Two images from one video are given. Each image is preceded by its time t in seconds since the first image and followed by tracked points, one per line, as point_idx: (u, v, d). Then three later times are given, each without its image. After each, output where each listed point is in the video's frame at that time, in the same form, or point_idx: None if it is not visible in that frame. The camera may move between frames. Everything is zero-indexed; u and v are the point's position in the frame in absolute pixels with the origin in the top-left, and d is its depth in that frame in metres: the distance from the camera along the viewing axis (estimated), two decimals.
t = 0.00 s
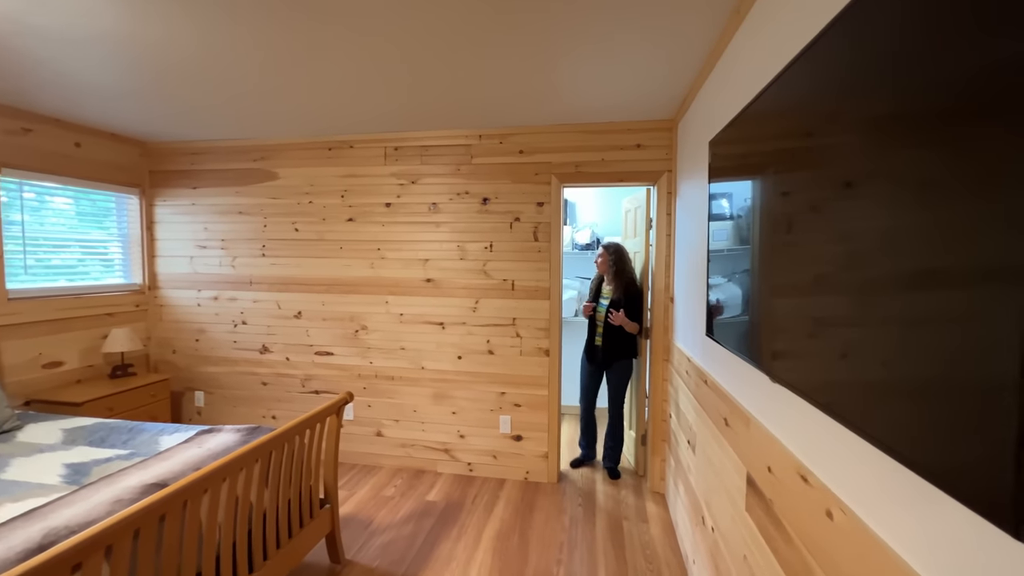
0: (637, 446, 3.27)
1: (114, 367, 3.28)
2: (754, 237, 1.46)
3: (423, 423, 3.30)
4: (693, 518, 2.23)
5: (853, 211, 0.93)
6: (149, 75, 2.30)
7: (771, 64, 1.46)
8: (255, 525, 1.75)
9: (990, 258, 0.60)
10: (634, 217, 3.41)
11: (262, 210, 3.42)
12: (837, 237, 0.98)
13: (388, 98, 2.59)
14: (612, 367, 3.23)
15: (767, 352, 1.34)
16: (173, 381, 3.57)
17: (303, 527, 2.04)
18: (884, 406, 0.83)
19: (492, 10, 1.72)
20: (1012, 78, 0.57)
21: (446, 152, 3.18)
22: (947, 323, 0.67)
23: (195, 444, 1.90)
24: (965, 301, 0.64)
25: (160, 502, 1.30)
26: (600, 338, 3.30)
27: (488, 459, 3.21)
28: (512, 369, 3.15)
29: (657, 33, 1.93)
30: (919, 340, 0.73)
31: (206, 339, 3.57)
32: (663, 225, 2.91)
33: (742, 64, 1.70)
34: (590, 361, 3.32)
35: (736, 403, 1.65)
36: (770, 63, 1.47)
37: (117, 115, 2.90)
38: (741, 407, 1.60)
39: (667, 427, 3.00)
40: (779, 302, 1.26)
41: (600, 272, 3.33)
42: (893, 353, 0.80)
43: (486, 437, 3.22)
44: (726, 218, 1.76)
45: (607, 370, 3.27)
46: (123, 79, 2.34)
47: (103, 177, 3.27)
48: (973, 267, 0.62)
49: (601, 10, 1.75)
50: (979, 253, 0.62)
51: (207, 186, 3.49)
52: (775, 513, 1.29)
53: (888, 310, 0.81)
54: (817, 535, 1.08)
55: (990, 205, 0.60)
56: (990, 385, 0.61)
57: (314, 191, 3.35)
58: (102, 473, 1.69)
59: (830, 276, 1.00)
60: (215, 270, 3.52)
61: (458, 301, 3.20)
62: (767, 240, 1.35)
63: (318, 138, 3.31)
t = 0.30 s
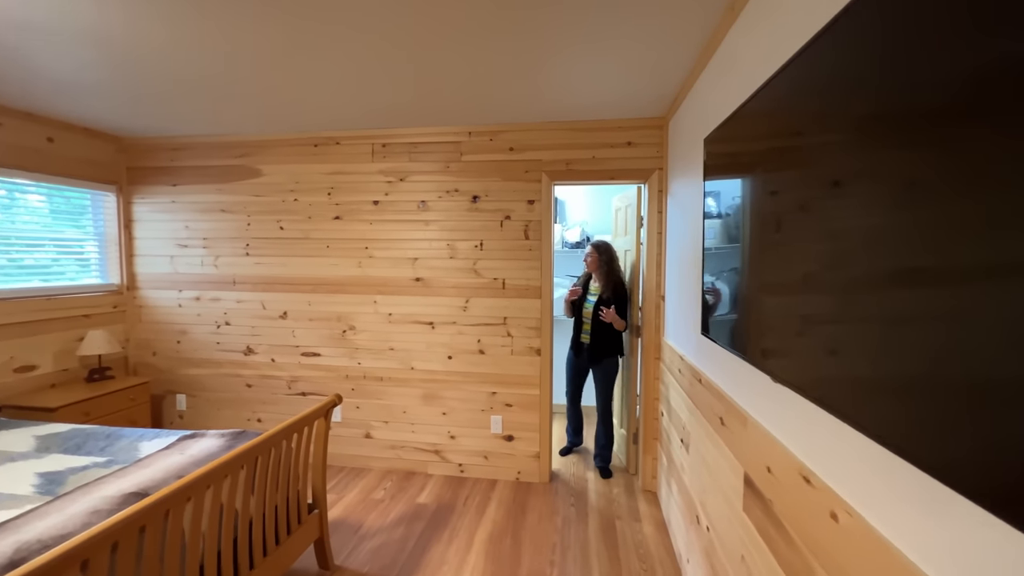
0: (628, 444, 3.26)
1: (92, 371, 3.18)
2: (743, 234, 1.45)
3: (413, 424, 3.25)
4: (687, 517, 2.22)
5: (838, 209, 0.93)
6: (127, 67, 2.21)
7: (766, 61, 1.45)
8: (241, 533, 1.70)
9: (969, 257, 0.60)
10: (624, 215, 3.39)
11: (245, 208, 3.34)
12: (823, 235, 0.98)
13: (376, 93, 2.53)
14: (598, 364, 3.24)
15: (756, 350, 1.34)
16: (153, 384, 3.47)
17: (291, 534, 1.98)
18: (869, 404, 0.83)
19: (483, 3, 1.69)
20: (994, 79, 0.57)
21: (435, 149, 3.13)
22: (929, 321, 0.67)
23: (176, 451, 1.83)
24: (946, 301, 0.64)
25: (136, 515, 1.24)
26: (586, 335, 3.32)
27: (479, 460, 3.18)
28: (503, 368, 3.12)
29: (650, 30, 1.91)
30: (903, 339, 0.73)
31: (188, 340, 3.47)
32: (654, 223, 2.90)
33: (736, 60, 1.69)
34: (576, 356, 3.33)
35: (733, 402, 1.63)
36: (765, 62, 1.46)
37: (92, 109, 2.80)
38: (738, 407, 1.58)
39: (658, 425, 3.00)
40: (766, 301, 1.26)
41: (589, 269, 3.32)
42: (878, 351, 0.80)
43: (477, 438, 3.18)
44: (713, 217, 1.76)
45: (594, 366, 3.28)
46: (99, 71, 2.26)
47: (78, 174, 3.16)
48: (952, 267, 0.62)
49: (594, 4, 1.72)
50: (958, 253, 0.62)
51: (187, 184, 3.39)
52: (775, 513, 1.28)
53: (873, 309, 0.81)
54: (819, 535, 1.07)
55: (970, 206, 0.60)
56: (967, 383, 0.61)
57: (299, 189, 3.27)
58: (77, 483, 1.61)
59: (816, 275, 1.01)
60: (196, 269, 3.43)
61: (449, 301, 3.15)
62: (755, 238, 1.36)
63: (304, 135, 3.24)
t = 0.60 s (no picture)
0: (624, 444, 3.24)
1: (69, 375, 3.06)
2: (737, 232, 1.50)
3: (405, 426, 3.19)
4: (686, 517, 2.20)
5: (832, 209, 0.98)
6: (105, 57, 2.12)
7: (770, 57, 1.43)
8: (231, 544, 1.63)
9: (955, 255, 0.66)
10: (618, 213, 3.37)
11: (230, 206, 3.24)
12: (817, 234, 1.04)
13: (365, 87, 2.47)
14: (588, 361, 3.26)
15: (749, 346, 1.41)
16: (135, 389, 3.35)
17: (282, 543, 1.91)
18: (864, 394, 0.89)
19: None
20: (976, 88, 0.62)
21: (426, 146, 3.07)
22: (919, 315, 0.73)
23: (160, 459, 1.76)
24: (937, 295, 0.70)
25: (113, 535, 1.17)
26: (576, 332, 3.30)
27: (473, 462, 3.13)
28: (497, 369, 3.08)
29: (648, 25, 1.89)
30: (895, 333, 0.79)
31: (171, 343, 3.37)
32: (649, 221, 2.88)
33: (738, 57, 1.66)
34: (565, 353, 3.31)
35: (735, 402, 1.61)
36: (768, 60, 1.44)
37: (67, 102, 2.69)
38: (742, 408, 1.55)
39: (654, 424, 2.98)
40: (759, 299, 1.33)
41: (578, 267, 3.32)
42: (873, 346, 0.85)
43: (471, 440, 3.13)
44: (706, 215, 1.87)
45: (581, 362, 3.29)
46: (72, 60, 2.16)
47: (53, 171, 3.03)
48: (940, 265, 0.68)
49: None
50: (945, 252, 0.68)
51: (169, 181, 3.28)
52: (786, 518, 1.24)
53: (865, 306, 0.87)
54: (832, 537, 1.05)
55: (957, 208, 0.66)
56: (951, 372, 0.68)
57: (287, 187, 3.19)
58: (54, 496, 1.53)
59: (811, 272, 1.06)
60: (179, 270, 3.32)
61: (441, 301, 3.10)
62: (750, 236, 1.41)
63: (291, 131, 3.15)
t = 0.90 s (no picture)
0: (621, 443, 3.21)
1: (51, 380, 2.96)
2: (732, 225, 1.56)
3: (399, 428, 3.14)
4: (687, 517, 2.17)
5: (835, 205, 1.01)
6: (87, 49, 2.04)
7: (773, 53, 1.41)
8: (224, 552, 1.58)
9: (956, 254, 0.70)
10: (613, 211, 3.35)
11: (218, 204, 3.16)
12: (818, 230, 1.07)
13: (358, 83, 2.41)
14: (581, 360, 3.25)
15: (743, 342, 1.48)
16: (120, 393, 3.26)
17: (275, 551, 1.86)
18: (866, 387, 0.92)
19: None
20: (984, 89, 0.65)
21: (420, 143, 3.01)
22: (920, 312, 0.77)
23: (148, 467, 1.69)
24: (942, 292, 0.73)
25: (99, 550, 1.11)
26: (569, 330, 3.25)
27: (469, 463, 3.09)
28: (492, 369, 3.04)
29: (648, 21, 1.86)
30: (894, 329, 0.84)
31: (157, 345, 3.28)
32: (645, 219, 2.85)
33: (740, 53, 1.64)
34: (558, 351, 3.28)
35: (740, 401, 1.59)
36: (771, 56, 1.42)
37: (46, 96, 2.59)
38: (746, 407, 1.54)
39: (651, 423, 2.96)
40: (757, 295, 1.37)
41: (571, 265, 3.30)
42: (876, 341, 0.88)
43: (466, 441, 3.09)
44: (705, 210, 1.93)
45: (575, 360, 3.27)
46: (51, 53, 2.07)
47: (32, 168, 2.93)
48: (944, 263, 0.72)
49: None
50: (951, 251, 0.71)
51: (154, 179, 3.19)
52: (797, 520, 1.22)
53: (864, 303, 0.91)
54: (847, 540, 1.03)
55: (959, 208, 0.69)
56: (949, 369, 0.72)
57: (276, 184, 3.11)
58: (36, 507, 1.46)
59: (812, 268, 1.09)
60: (165, 270, 3.23)
61: (436, 301, 3.05)
62: (748, 231, 1.44)
63: (281, 128, 3.08)
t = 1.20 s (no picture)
0: (620, 443, 3.17)
1: (36, 383, 2.88)
2: (731, 223, 1.52)
3: (395, 429, 3.08)
4: (689, 519, 2.14)
5: (831, 204, 0.99)
6: (71, 41, 1.97)
7: (775, 48, 1.37)
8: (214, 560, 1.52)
9: (956, 253, 0.69)
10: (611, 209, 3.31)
11: (208, 202, 3.09)
12: (814, 228, 1.05)
13: (351, 77, 2.35)
14: (575, 360, 3.21)
15: (742, 342, 1.45)
16: (107, 396, 3.18)
17: (268, 558, 1.80)
18: (865, 386, 0.91)
19: None
20: (984, 89, 0.64)
21: (415, 140, 2.96)
22: (921, 310, 0.76)
23: (135, 472, 1.63)
24: (942, 291, 0.72)
25: (81, 562, 1.05)
26: (563, 330, 3.23)
27: (466, 465, 3.04)
28: (490, 369, 2.99)
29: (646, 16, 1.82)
30: (892, 328, 0.83)
31: (146, 347, 3.20)
32: (644, 217, 2.82)
33: (742, 47, 1.61)
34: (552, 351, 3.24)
35: (745, 402, 1.56)
36: (773, 51, 1.38)
37: (28, 90, 2.51)
38: (754, 407, 1.50)
39: (650, 423, 2.93)
40: (756, 294, 1.35)
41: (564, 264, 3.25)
42: (876, 340, 0.87)
43: (463, 442, 3.04)
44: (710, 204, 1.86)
45: (568, 360, 3.23)
46: (33, 45, 2.00)
47: (14, 165, 2.84)
48: (944, 261, 0.71)
49: None
50: (951, 249, 0.70)
51: (142, 176, 3.12)
52: (809, 524, 1.19)
53: (862, 302, 0.90)
54: (865, 546, 0.99)
55: (959, 206, 0.68)
56: (948, 366, 0.71)
57: (268, 181, 3.05)
58: (16, 516, 1.40)
59: (808, 266, 1.08)
60: (154, 270, 3.16)
61: (431, 300, 3.00)
62: (746, 230, 1.42)
63: (272, 123, 3.01)
